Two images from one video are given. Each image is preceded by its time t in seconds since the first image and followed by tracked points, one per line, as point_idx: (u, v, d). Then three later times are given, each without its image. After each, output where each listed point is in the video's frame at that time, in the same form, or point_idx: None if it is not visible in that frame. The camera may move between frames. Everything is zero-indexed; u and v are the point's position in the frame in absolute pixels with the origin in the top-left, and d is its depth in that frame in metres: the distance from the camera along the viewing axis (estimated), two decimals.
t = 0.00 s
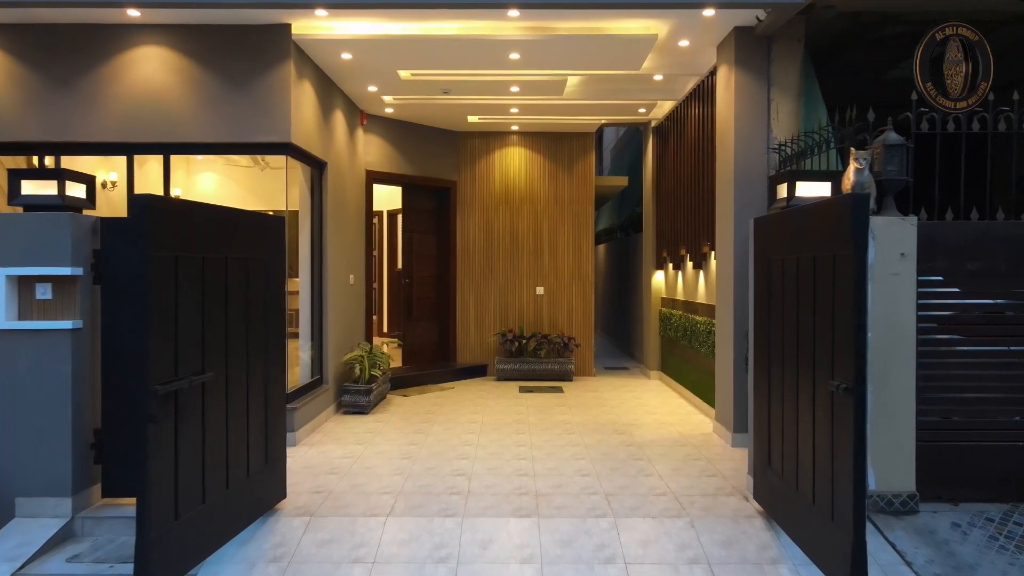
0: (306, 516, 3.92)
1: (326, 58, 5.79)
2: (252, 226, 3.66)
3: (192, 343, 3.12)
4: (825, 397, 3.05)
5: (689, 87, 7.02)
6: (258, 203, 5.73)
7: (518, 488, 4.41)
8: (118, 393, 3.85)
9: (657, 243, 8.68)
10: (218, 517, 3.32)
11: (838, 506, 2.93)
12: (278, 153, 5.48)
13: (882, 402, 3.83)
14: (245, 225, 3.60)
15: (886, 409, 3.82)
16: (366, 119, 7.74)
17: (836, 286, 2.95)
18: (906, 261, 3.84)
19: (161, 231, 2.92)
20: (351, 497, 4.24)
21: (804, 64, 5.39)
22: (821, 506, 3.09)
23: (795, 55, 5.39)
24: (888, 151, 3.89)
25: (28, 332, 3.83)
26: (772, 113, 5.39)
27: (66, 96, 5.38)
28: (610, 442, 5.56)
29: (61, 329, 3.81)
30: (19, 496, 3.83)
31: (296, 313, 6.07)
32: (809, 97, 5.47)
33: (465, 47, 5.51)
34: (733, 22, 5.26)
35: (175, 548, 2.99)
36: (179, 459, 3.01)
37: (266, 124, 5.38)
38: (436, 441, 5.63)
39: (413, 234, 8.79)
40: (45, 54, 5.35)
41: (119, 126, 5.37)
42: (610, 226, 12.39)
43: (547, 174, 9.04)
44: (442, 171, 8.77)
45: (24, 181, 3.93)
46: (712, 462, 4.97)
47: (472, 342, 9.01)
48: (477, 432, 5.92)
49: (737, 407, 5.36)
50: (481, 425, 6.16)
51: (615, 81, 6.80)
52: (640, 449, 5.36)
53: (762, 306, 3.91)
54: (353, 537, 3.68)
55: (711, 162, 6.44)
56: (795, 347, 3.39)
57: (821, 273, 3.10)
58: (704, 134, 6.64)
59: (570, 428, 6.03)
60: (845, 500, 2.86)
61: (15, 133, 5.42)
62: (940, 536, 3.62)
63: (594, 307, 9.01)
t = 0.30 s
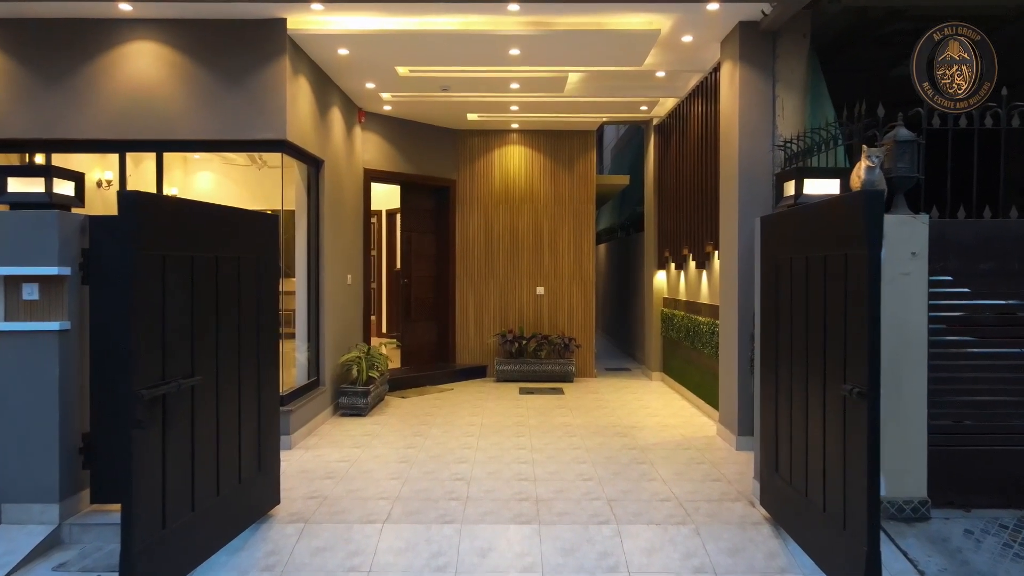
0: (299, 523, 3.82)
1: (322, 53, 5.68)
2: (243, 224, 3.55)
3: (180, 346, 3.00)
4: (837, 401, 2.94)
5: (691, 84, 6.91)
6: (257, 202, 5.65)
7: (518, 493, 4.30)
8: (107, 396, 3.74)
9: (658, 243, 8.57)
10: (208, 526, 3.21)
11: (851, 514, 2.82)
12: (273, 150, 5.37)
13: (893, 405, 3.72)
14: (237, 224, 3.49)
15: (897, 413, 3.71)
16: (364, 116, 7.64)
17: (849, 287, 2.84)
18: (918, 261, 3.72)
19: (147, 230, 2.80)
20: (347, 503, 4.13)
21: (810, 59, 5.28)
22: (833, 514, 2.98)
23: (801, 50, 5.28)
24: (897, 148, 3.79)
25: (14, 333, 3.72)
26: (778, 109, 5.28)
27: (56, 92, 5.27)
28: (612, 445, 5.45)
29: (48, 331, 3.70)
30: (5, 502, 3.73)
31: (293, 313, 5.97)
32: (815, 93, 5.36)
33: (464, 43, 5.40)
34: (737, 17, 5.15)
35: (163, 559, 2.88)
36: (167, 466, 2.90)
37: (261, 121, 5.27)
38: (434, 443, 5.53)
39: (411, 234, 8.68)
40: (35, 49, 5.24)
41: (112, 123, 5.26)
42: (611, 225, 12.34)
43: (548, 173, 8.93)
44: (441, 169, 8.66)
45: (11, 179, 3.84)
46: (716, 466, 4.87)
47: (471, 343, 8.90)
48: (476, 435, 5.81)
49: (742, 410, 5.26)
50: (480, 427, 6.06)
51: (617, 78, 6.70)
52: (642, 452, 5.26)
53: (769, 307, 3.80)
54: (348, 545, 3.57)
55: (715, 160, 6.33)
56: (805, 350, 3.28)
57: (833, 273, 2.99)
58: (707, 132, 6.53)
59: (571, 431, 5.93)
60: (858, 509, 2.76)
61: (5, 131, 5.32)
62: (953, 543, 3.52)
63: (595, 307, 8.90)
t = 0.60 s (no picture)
0: (293, 530, 3.71)
1: (318, 49, 5.57)
2: (235, 221, 3.44)
3: (167, 349, 2.89)
4: (849, 405, 2.83)
5: (694, 81, 6.81)
6: (253, 201, 5.54)
7: (518, 498, 4.19)
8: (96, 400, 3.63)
9: (660, 242, 8.46)
10: (198, 534, 3.10)
11: (864, 524, 2.71)
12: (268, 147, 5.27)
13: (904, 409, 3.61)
14: (229, 222, 3.38)
15: (908, 417, 3.60)
16: (362, 114, 7.53)
17: (862, 287, 2.73)
18: (929, 260, 3.61)
19: (131, 228, 2.69)
20: (343, 509, 4.02)
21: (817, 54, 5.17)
22: (845, 523, 2.88)
23: (807, 45, 5.18)
24: (909, 144, 3.68)
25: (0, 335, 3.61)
26: (783, 106, 5.17)
27: (47, 89, 5.16)
28: (614, 448, 5.34)
29: (34, 332, 3.58)
30: None
31: (289, 313, 5.86)
32: (821, 89, 5.25)
33: (462, 37, 5.29)
34: (742, 11, 5.04)
35: (149, 570, 2.77)
36: (153, 473, 2.79)
37: (255, 117, 5.16)
38: (433, 447, 5.42)
39: (410, 233, 8.57)
40: (25, 45, 5.13)
41: (104, 119, 5.16)
42: (611, 225, 12.30)
43: (549, 172, 8.82)
44: (440, 168, 8.56)
45: None
46: (721, 470, 4.76)
47: (471, 343, 8.79)
48: (476, 438, 5.70)
49: (746, 412, 5.16)
50: (480, 430, 5.96)
51: (619, 75, 6.59)
52: (645, 456, 5.15)
53: (777, 308, 3.69)
54: (343, 553, 3.46)
55: (718, 158, 6.22)
56: (815, 352, 3.17)
57: (844, 273, 2.88)
58: (710, 129, 6.42)
59: (572, 434, 5.82)
60: (872, 518, 2.65)
61: None
62: (966, 551, 3.42)
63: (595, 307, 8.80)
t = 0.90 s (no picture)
0: (287, 538, 3.60)
1: (315, 45, 5.46)
2: (226, 219, 3.33)
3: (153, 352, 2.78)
4: (863, 411, 2.72)
5: (697, 78, 6.70)
6: (252, 200, 5.46)
7: (518, 504, 4.08)
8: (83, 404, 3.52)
9: (662, 242, 8.36)
10: (187, 543, 3.00)
11: (879, 535, 2.60)
12: (262, 144, 5.16)
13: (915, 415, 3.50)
14: (220, 222, 3.28)
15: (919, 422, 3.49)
16: (359, 111, 7.41)
17: (877, 289, 2.62)
18: (942, 260, 3.49)
19: (114, 226, 2.57)
20: (338, 516, 3.90)
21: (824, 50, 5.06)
22: (858, 533, 2.77)
23: (813, 40, 5.07)
24: (922, 140, 3.57)
25: None
26: (789, 103, 5.07)
27: (37, 85, 5.05)
28: (616, 452, 5.23)
29: (20, 334, 3.46)
30: None
31: (285, 314, 5.74)
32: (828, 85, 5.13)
33: (462, 32, 5.18)
34: (746, 6, 4.93)
35: None
36: (139, 481, 2.68)
37: (249, 114, 5.05)
38: (431, 450, 5.31)
39: (409, 233, 8.46)
40: (14, 40, 5.03)
41: (96, 116, 5.05)
42: (611, 225, 12.22)
43: (549, 171, 8.71)
44: (439, 166, 8.45)
45: None
46: (725, 475, 4.65)
47: (471, 344, 8.68)
48: (475, 441, 5.59)
49: (751, 416, 5.05)
50: (479, 433, 5.85)
51: (619, 71, 6.48)
52: (648, 460, 5.04)
53: (786, 310, 3.58)
54: (337, 562, 3.35)
55: (722, 156, 6.11)
56: (827, 355, 3.06)
57: (857, 274, 2.77)
58: (713, 127, 6.32)
59: (573, 437, 5.71)
60: (888, 529, 2.54)
61: None
62: (982, 560, 3.30)
63: (597, 308, 8.69)
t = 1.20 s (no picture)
0: (280, 546, 3.49)
1: (311, 40, 5.35)
2: (215, 217, 3.22)
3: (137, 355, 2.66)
4: (878, 416, 2.61)
5: (700, 74, 6.58)
6: (249, 199, 5.34)
7: (518, 511, 3.97)
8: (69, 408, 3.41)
9: (664, 241, 8.25)
10: (175, 554, 2.89)
11: (895, 546, 2.49)
12: (256, 141, 5.05)
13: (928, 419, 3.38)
14: (208, 220, 3.16)
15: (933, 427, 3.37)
16: (357, 109, 7.30)
17: (894, 289, 2.50)
18: (957, 259, 3.37)
19: (94, 223, 2.45)
20: (333, 524, 3.79)
21: (831, 45, 4.95)
22: (873, 544, 2.65)
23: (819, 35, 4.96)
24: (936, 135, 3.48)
25: None
26: (795, 99, 4.95)
27: (27, 81, 4.94)
28: (618, 456, 5.12)
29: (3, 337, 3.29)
30: None
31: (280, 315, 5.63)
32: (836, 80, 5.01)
33: (460, 27, 5.07)
34: None
35: None
36: (121, 490, 2.56)
37: (242, 110, 4.94)
38: (429, 454, 5.20)
39: (408, 233, 8.33)
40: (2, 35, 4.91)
41: (87, 113, 4.94)
42: (612, 225, 12.13)
43: (550, 169, 8.60)
44: (438, 165, 8.34)
45: None
46: (730, 480, 4.54)
47: (470, 345, 8.57)
48: (474, 444, 5.48)
49: (757, 419, 4.94)
50: (478, 436, 5.73)
51: (621, 67, 6.37)
52: (651, 464, 4.93)
53: (795, 311, 3.47)
54: (331, 571, 3.23)
55: (725, 154, 6.00)
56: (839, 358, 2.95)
57: (872, 273, 2.66)
58: (717, 124, 6.21)
59: (575, 440, 5.59)
60: (905, 541, 2.42)
61: None
62: (999, 570, 3.19)
63: (598, 308, 8.58)
